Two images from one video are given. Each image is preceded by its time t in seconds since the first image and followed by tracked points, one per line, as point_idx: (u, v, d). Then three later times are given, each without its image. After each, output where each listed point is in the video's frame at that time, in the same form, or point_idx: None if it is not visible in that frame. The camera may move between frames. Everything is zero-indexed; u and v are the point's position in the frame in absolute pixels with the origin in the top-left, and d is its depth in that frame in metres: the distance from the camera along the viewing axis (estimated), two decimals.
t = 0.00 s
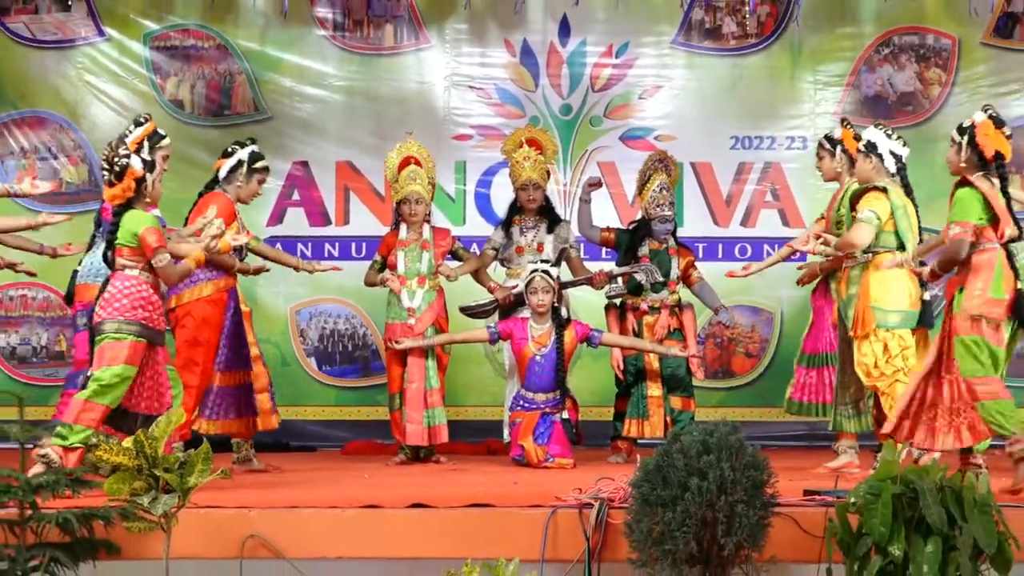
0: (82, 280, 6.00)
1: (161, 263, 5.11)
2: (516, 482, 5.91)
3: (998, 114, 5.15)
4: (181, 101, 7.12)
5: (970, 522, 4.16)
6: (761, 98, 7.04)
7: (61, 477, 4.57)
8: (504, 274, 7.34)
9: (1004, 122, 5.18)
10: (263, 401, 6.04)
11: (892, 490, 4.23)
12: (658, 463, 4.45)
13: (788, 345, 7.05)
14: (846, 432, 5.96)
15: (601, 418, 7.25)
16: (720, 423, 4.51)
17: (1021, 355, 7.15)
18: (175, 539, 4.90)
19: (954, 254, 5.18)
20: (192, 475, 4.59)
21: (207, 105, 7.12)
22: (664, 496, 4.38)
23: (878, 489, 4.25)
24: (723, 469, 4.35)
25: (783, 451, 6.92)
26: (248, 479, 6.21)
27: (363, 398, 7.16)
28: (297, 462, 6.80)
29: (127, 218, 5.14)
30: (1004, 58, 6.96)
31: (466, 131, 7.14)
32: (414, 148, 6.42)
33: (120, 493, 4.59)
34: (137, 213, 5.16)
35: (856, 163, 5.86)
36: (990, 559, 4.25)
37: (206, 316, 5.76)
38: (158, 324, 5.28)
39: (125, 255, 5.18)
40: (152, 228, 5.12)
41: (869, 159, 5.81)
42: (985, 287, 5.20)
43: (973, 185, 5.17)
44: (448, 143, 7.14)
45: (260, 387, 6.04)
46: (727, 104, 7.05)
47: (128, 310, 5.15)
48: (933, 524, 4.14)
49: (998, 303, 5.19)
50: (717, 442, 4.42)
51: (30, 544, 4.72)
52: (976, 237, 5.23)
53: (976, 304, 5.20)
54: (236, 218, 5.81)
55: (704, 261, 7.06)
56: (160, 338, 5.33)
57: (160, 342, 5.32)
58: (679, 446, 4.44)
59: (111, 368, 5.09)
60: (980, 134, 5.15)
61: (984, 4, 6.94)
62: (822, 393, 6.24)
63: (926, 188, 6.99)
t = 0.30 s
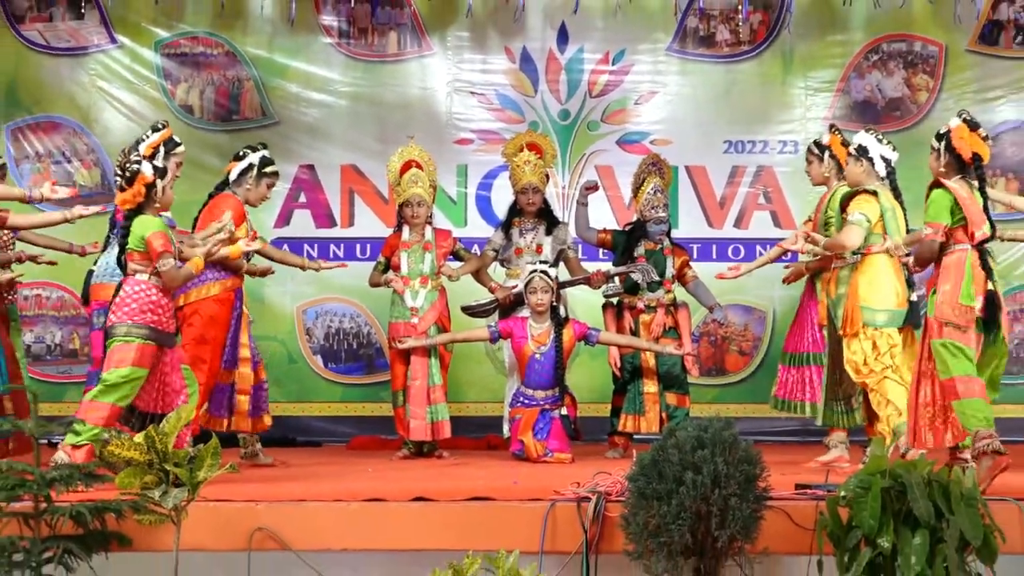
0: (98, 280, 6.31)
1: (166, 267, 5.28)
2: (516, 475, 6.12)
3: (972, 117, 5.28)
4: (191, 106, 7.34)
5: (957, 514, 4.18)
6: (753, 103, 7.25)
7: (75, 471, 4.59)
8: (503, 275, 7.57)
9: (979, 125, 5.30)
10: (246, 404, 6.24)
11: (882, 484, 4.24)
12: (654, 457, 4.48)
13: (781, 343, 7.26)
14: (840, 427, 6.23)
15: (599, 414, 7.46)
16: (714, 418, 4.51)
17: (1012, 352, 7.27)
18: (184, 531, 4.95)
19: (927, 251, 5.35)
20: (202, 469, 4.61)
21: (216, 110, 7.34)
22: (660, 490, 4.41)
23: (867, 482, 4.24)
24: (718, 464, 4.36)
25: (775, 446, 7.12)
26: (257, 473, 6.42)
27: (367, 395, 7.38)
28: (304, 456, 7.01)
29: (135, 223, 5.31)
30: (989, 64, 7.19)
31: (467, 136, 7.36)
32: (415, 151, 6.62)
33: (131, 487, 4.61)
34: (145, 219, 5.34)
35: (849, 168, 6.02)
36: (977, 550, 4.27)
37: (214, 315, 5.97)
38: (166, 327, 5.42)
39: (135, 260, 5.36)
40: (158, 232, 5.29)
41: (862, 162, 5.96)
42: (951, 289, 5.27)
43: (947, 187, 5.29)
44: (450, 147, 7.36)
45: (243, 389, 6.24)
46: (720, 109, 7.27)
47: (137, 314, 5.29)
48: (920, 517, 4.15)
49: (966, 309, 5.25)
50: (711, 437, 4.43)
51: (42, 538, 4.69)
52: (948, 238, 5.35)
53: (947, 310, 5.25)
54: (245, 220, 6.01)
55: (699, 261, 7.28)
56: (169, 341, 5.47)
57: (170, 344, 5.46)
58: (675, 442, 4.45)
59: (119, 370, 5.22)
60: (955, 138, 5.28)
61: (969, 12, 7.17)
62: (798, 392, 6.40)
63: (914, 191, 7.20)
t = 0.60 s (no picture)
0: (112, 281, 6.55)
1: (166, 267, 5.45)
2: (516, 469, 6.34)
3: (949, 124, 5.51)
4: (201, 111, 7.56)
5: (944, 507, 4.34)
6: (746, 108, 7.47)
7: (88, 466, 4.80)
8: (504, 275, 7.79)
9: (956, 131, 5.52)
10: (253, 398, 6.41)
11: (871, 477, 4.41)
12: (650, 452, 4.66)
13: (773, 341, 7.48)
14: (829, 423, 6.38)
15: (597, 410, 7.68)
16: (708, 415, 4.72)
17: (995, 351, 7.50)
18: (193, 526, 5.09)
19: (916, 252, 5.50)
20: (211, 464, 4.81)
21: (225, 115, 7.56)
22: (655, 484, 4.59)
23: (858, 476, 4.43)
24: (711, 458, 4.56)
25: (767, 441, 7.34)
26: (265, 466, 6.64)
27: (372, 391, 7.60)
28: (311, 450, 7.23)
29: (139, 224, 5.50)
30: (975, 70, 7.40)
31: (469, 140, 7.58)
32: (418, 155, 6.84)
33: (143, 481, 4.82)
34: (148, 219, 5.53)
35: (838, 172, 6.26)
36: (963, 542, 4.46)
37: (222, 315, 6.19)
38: (168, 327, 5.60)
39: (139, 262, 5.56)
40: (159, 233, 5.48)
41: (853, 166, 6.19)
42: (942, 290, 5.47)
43: (931, 190, 5.50)
44: (452, 151, 7.58)
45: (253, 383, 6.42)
46: (714, 114, 7.49)
47: (138, 316, 5.49)
48: (908, 510, 4.33)
49: (958, 307, 5.48)
50: (705, 432, 4.62)
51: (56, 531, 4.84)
52: (935, 238, 5.53)
53: (940, 309, 5.46)
54: (251, 222, 6.22)
55: (693, 262, 7.50)
56: (173, 341, 5.66)
57: (174, 343, 5.66)
58: (670, 437, 4.65)
59: (118, 370, 5.43)
60: (934, 145, 5.52)
61: (955, 21, 7.39)
62: (807, 387, 6.64)
63: (902, 194, 7.42)
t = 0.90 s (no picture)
0: (124, 283, 6.76)
1: (173, 266, 5.64)
2: (515, 462, 6.56)
3: (921, 134, 5.73)
4: (210, 116, 7.79)
5: (931, 500, 4.41)
6: (739, 114, 7.70)
7: (101, 460, 5.02)
8: (503, 275, 8.02)
9: (929, 140, 5.74)
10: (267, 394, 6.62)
11: (862, 472, 4.47)
12: (646, 447, 4.78)
13: (765, 339, 7.71)
14: (819, 418, 6.59)
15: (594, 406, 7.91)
16: (702, 411, 4.84)
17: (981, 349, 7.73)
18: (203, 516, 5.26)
19: (907, 259, 5.65)
20: (221, 459, 4.78)
21: (233, 120, 7.79)
22: (651, 477, 4.72)
23: (847, 471, 4.50)
24: (706, 452, 4.67)
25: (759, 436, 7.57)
26: (272, 460, 6.87)
27: (376, 388, 7.83)
28: (316, 445, 7.46)
29: (147, 225, 5.73)
30: (962, 77, 7.62)
31: (470, 144, 7.81)
32: (421, 158, 7.07)
33: (154, 475, 4.72)
34: (155, 220, 5.75)
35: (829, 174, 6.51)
36: (951, 534, 4.54)
37: (231, 315, 6.40)
38: (175, 325, 5.81)
39: (149, 263, 5.78)
40: (168, 234, 5.68)
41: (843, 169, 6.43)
42: (945, 289, 5.65)
43: (914, 199, 5.69)
44: (453, 154, 7.81)
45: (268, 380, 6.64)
46: (708, 119, 7.72)
47: (146, 314, 5.70)
48: (898, 505, 4.37)
49: (960, 306, 5.65)
50: (699, 427, 4.74)
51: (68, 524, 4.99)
52: (923, 243, 5.73)
53: (945, 308, 5.62)
54: (257, 222, 6.43)
55: (688, 263, 7.73)
56: (181, 339, 5.86)
57: (182, 342, 5.87)
58: (666, 433, 4.76)
59: (127, 367, 5.65)
60: (907, 154, 5.73)
61: (942, 28, 7.61)
62: (793, 384, 6.89)
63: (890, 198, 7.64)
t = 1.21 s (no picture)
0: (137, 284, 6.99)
1: (183, 268, 5.86)
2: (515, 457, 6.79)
3: (908, 134, 5.92)
4: (219, 121, 8.01)
5: (919, 494, 4.55)
6: (733, 118, 7.93)
7: (112, 455, 5.17)
8: (503, 275, 8.24)
9: (916, 139, 5.92)
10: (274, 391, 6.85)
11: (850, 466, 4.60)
12: (643, 442, 4.96)
13: (757, 337, 7.94)
14: (810, 414, 6.80)
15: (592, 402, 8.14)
16: (697, 407, 5.00)
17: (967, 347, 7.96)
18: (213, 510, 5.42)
19: (895, 254, 5.80)
20: (229, 453, 4.99)
21: (241, 125, 8.02)
22: (647, 472, 4.90)
23: (837, 466, 4.62)
24: (700, 446, 4.86)
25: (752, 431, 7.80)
26: (279, 455, 7.10)
27: (380, 385, 8.06)
28: (322, 440, 7.69)
29: (157, 228, 5.94)
30: (949, 82, 7.85)
31: (471, 148, 8.04)
32: (424, 162, 7.30)
33: (164, 470, 4.99)
34: (165, 223, 5.96)
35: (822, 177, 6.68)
36: (937, 527, 4.66)
37: (241, 314, 6.63)
38: (186, 324, 6.02)
39: (159, 264, 5.99)
40: (177, 236, 5.90)
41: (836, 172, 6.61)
42: (933, 289, 5.82)
43: (907, 197, 5.85)
44: (455, 158, 8.04)
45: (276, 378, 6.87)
46: (702, 124, 7.95)
47: (158, 314, 5.92)
48: (886, 498, 4.51)
49: (946, 306, 5.85)
50: (694, 422, 4.92)
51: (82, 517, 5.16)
52: (913, 242, 5.87)
53: (933, 306, 5.81)
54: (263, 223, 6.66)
55: (682, 263, 7.95)
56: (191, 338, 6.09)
57: (191, 341, 6.09)
58: (661, 428, 4.94)
59: (138, 365, 5.86)
60: (896, 153, 5.91)
61: (931, 35, 7.84)
62: (780, 381, 7.13)
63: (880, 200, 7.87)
